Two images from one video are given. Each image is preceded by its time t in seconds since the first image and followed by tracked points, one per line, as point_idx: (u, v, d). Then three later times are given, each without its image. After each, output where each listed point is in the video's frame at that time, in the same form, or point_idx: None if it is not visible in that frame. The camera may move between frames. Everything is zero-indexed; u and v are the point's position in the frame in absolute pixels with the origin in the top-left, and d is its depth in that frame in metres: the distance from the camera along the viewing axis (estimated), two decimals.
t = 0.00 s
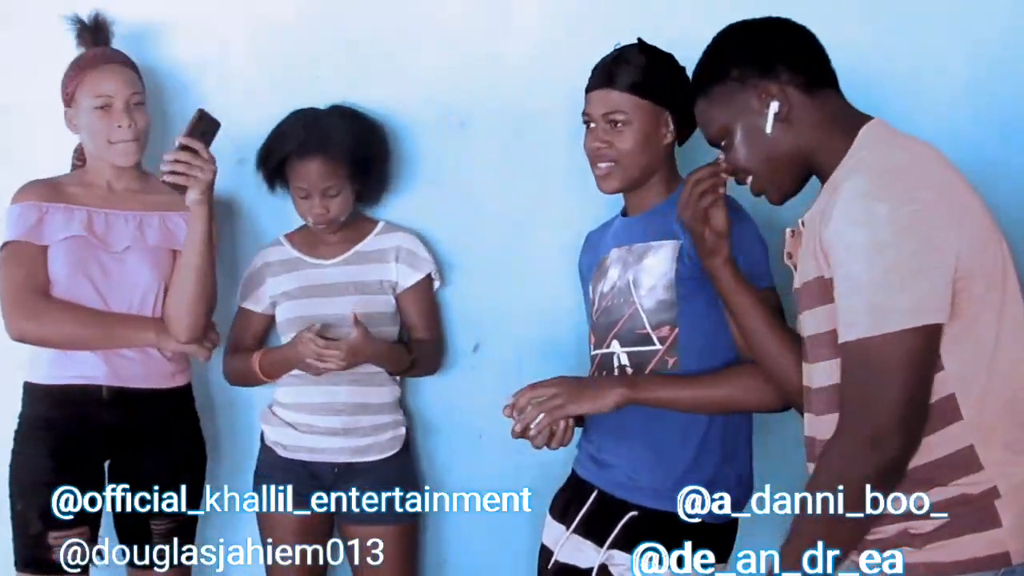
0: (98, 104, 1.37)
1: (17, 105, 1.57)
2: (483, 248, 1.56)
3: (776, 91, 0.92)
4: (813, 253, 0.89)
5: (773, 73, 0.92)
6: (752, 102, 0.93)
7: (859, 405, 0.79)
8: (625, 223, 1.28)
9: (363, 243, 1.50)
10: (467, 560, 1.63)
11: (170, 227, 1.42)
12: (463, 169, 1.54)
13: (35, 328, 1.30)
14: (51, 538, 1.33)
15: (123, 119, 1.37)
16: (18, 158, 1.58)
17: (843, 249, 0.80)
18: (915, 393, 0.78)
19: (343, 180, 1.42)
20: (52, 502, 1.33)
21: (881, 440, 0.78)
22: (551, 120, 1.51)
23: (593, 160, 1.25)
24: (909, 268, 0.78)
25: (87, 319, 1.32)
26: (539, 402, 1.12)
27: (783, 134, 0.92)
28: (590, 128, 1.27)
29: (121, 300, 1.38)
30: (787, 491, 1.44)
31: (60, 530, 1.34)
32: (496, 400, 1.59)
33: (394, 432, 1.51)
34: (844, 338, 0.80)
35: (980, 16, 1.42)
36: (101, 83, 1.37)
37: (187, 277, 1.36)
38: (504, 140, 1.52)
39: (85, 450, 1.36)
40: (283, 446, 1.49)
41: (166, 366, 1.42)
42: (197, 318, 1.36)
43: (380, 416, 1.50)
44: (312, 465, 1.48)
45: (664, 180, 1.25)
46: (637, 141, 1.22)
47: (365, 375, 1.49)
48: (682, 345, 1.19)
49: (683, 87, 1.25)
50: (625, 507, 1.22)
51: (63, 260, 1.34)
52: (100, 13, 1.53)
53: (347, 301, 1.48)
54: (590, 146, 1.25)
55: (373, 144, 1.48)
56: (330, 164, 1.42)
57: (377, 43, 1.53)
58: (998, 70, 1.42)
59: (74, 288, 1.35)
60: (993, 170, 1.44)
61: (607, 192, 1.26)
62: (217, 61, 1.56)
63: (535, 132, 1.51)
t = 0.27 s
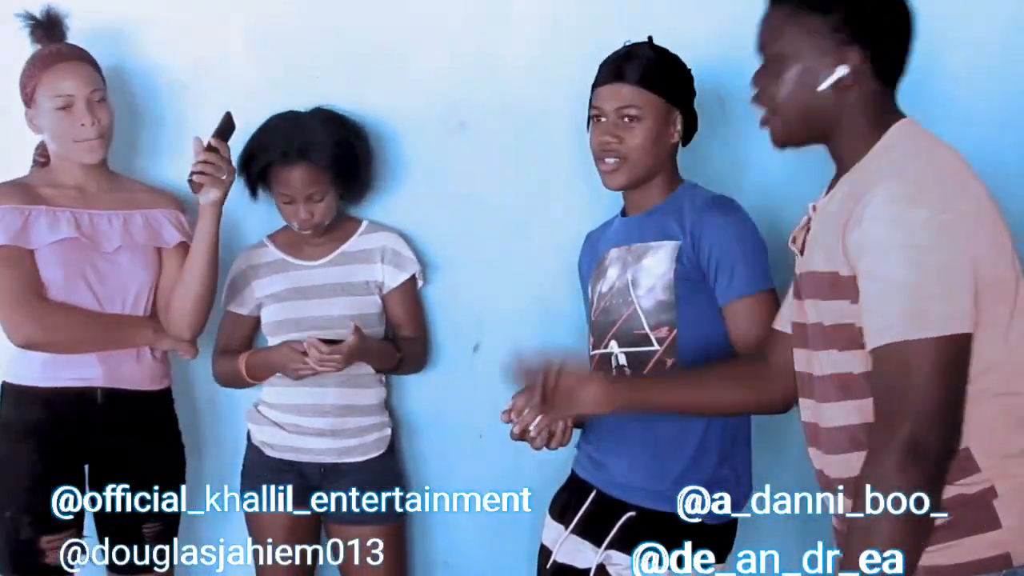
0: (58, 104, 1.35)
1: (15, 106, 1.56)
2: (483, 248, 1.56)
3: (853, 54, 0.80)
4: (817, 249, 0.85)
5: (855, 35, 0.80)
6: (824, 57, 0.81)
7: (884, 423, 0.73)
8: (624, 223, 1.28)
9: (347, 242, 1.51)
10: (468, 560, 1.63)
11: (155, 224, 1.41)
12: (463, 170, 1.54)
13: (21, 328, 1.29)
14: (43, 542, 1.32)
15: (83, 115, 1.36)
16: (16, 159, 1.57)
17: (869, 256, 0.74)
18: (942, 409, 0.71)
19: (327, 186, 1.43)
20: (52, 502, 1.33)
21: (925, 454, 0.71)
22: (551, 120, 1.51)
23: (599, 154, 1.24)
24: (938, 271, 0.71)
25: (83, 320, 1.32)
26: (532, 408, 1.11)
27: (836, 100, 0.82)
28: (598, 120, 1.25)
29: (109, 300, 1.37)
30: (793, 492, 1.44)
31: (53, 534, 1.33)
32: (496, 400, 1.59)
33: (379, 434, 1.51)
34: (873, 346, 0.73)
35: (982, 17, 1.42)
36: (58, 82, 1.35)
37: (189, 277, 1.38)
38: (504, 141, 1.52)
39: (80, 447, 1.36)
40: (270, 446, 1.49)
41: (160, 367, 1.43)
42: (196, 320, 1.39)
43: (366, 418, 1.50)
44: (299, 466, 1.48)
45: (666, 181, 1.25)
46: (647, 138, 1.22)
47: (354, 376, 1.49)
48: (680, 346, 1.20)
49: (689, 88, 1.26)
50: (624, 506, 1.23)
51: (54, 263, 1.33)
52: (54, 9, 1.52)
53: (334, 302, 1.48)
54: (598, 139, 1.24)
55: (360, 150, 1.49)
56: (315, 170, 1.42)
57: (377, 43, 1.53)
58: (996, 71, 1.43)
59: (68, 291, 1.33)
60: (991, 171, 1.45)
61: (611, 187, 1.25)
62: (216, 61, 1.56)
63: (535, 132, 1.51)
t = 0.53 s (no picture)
0: (36, 106, 1.33)
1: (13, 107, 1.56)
2: (483, 247, 1.56)
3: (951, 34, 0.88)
4: (879, 241, 0.93)
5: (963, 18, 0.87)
6: (923, 29, 0.88)
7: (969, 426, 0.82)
8: (625, 223, 1.28)
9: (339, 243, 1.51)
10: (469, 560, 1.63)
11: (131, 230, 1.40)
12: (463, 169, 1.54)
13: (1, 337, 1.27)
14: (27, 546, 1.32)
15: (63, 117, 1.35)
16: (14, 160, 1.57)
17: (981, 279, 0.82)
18: None
19: (321, 190, 1.43)
20: (52, 502, 1.35)
21: None
22: (551, 121, 1.51)
23: (606, 153, 1.24)
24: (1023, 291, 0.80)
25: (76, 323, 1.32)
26: (541, 400, 1.11)
27: (913, 73, 0.90)
28: (606, 118, 1.25)
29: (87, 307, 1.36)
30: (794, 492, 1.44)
31: (35, 537, 1.32)
32: (496, 400, 1.58)
33: (368, 435, 1.51)
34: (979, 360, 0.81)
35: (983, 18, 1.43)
36: (34, 85, 1.33)
37: (172, 284, 1.38)
38: (505, 140, 1.52)
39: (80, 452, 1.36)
40: (260, 445, 1.49)
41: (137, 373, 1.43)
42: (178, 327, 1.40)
43: (355, 420, 1.49)
44: (288, 465, 1.48)
45: (669, 181, 1.25)
46: (656, 137, 1.22)
47: (344, 379, 1.49)
48: (684, 346, 1.20)
49: (694, 87, 1.26)
50: (627, 509, 1.23)
51: (32, 273, 1.31)
52: (18, 10, 1.51)
53: (324, 304, 1.49)
54: (605, 139, 1.24)
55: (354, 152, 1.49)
56: (309, 175, 1.42)
57: (375, 43, 1.52)
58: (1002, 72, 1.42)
59: (48, 301, 1.32)
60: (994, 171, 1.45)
61: (617, 186, 1.25)
62: (215, 59, 1.55)
63: (535, 133, 1.52)
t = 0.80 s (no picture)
0: (32, 104, 1.32)
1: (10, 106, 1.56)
2: (483, 247, 1.56)
3: (986, 23, 0.89)
4: (908, 239, 0.93)
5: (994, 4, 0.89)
6: (955, 17, 0.90)
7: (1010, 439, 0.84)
8: (625, 222, 1.29)
9: (330, 244, 1.51)
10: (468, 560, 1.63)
11: (119, 228, 1.39)
12: (463, 169, 1.54)
13: None
14: (20, 548, 1.33)
15: (59, 116, 1.34)
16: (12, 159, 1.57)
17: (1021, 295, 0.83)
18: None
19: (318, 196, 1.43)
20: (52, 502, 1.36)
21: None
22: (551, 121, 1.51)
23: (611, 150, 1.24)
24: None
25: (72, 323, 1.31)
26: (546, 404, 1.11)
27: (949, 61, 0.91)
28: (611, 115, 1.25)
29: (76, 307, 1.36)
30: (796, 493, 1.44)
31: (30, 538, 1.34)
32: (495, 400, 1.58)
33: (362, 437, 1.50)
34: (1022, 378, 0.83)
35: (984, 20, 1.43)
36: (29, 83, 1.32)
37: (156, 282, 1.35)
38: (505, 140, 1.52)
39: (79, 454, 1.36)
40: (254, 446, 1.49)
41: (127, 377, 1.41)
42: (162, 326, 1.37)
43: (348, 421, 1.49)
44: (280, 466, 1.48)
45: (670, 182, 1.25)
46: (661, 136, 1.22)
47: (335, 380, 1.48)
48: (688, 345, 1.20)
49: (699, 90, 1.27)
50: (624, 509, 1.23)
51: (18, 274, 1.31)
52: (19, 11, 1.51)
53: (316, 304, 1.49)
54: (610, 136, 1.24)
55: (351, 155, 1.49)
56: (307, 179, 1.42)
57: (375, 43, 1.52)
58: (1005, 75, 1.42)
59: (33, 303, 1.32)
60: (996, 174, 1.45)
61: (621, 184, 1.25)
62: (214, 58, 1.55)
63: (536, 133, 1.51)
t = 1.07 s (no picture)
0: (57, 100, 1.31)
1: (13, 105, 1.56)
2: (483, 247, 1.56)
3: (1009, 20, 0.87)
4: (923, 242, 0.92)
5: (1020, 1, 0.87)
6: (979, 13, 0.88)
7: None
8: (619, 219, 1.28)
9: (326, 244, 1.51)
10: (467, 560, 1.64)
11: (131, 226, 1.38)
12: (462, 169, 1.54)
13: None
14: (34, 543, 1.34)
15: (83, 115, 1.33)
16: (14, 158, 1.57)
17: None
18: None
19: (313, 197, 1.43)
20: (52, 502, 1.35)
21: None
22: (552, 122, 1.51)
23: (608, 151, 1.23)
24: None
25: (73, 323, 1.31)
26: (550, 422, 1.09)
27: (974, 59, 0.89)
28: (609, 117, 1.23)
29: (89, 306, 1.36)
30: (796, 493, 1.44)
31: (42, 535, 1.34)
32: (495, 400, 1.58)
33: (359, 438, 1.51)
34: None
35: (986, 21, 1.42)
36: (55, 80, 1.31)
37: (164, 284, 1.36)
38: (504, 140, 1.52)
39: (83, 455, 1.36)
40: (250, 447, 1.49)
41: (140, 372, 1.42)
42: (173, 326, 1.37)
43: (345, 421, 1.49)
44: (277, 467, 1.48)
45: (666, 181, 1.25)
46: (659, 136, 1.22)
47: (331, 381, 1.48)
48: (688, 344, 1.20)
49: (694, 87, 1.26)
50: (627, 505, 1.23)
51: (31, 274, 1.31)
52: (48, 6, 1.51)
53: (310, 303, 1.49)
54: (608, 137, 1.23)
55: (348, 155, 1.49)
56: (303, 181, 1.42)
57: (377, 43, 1.52)
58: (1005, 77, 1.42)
59: (47, 304, 1.32)
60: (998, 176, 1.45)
61: (618, 183, 1.25)
62: (214, 60, 1.55)
63: (536, 133, 1.51)
